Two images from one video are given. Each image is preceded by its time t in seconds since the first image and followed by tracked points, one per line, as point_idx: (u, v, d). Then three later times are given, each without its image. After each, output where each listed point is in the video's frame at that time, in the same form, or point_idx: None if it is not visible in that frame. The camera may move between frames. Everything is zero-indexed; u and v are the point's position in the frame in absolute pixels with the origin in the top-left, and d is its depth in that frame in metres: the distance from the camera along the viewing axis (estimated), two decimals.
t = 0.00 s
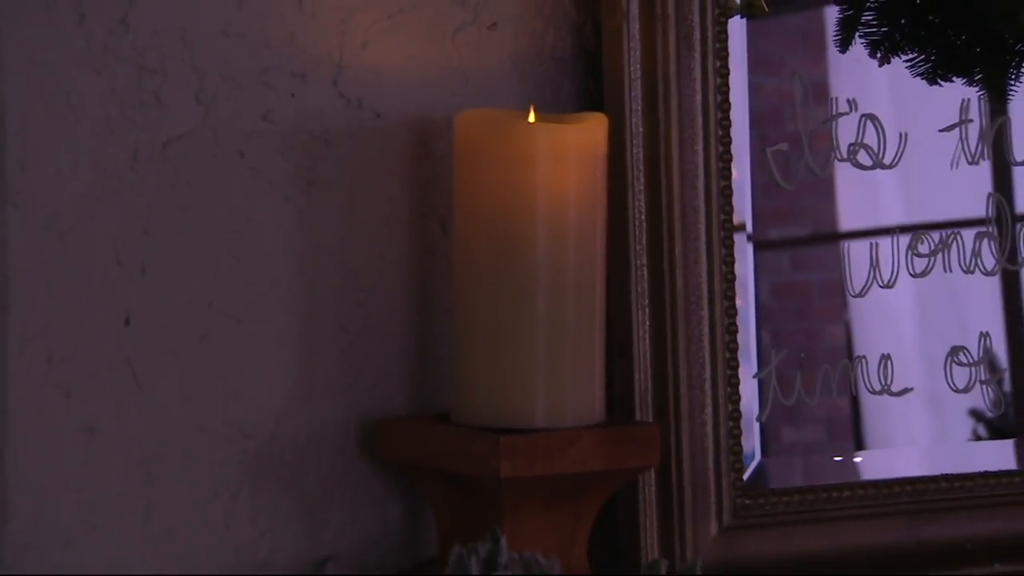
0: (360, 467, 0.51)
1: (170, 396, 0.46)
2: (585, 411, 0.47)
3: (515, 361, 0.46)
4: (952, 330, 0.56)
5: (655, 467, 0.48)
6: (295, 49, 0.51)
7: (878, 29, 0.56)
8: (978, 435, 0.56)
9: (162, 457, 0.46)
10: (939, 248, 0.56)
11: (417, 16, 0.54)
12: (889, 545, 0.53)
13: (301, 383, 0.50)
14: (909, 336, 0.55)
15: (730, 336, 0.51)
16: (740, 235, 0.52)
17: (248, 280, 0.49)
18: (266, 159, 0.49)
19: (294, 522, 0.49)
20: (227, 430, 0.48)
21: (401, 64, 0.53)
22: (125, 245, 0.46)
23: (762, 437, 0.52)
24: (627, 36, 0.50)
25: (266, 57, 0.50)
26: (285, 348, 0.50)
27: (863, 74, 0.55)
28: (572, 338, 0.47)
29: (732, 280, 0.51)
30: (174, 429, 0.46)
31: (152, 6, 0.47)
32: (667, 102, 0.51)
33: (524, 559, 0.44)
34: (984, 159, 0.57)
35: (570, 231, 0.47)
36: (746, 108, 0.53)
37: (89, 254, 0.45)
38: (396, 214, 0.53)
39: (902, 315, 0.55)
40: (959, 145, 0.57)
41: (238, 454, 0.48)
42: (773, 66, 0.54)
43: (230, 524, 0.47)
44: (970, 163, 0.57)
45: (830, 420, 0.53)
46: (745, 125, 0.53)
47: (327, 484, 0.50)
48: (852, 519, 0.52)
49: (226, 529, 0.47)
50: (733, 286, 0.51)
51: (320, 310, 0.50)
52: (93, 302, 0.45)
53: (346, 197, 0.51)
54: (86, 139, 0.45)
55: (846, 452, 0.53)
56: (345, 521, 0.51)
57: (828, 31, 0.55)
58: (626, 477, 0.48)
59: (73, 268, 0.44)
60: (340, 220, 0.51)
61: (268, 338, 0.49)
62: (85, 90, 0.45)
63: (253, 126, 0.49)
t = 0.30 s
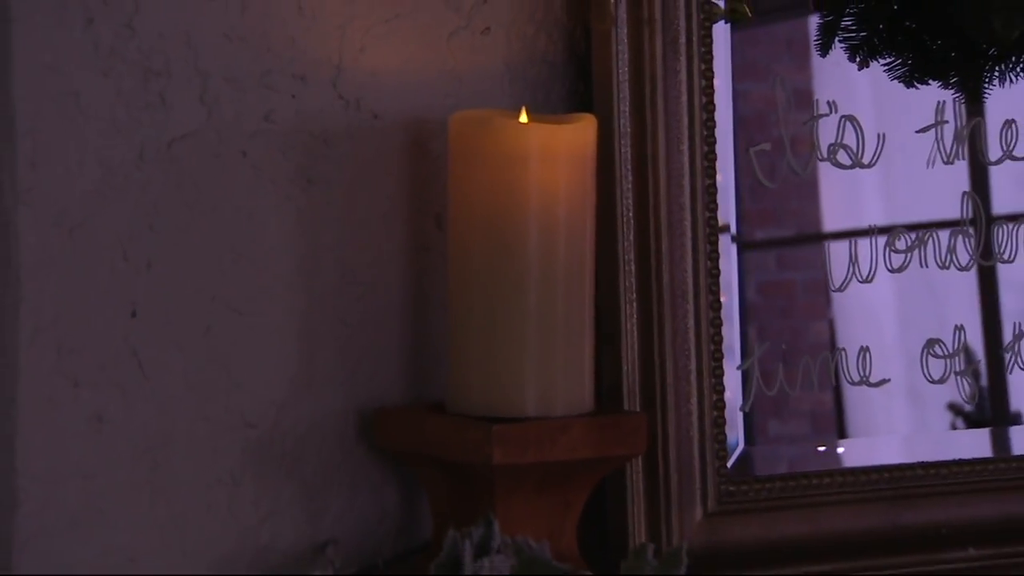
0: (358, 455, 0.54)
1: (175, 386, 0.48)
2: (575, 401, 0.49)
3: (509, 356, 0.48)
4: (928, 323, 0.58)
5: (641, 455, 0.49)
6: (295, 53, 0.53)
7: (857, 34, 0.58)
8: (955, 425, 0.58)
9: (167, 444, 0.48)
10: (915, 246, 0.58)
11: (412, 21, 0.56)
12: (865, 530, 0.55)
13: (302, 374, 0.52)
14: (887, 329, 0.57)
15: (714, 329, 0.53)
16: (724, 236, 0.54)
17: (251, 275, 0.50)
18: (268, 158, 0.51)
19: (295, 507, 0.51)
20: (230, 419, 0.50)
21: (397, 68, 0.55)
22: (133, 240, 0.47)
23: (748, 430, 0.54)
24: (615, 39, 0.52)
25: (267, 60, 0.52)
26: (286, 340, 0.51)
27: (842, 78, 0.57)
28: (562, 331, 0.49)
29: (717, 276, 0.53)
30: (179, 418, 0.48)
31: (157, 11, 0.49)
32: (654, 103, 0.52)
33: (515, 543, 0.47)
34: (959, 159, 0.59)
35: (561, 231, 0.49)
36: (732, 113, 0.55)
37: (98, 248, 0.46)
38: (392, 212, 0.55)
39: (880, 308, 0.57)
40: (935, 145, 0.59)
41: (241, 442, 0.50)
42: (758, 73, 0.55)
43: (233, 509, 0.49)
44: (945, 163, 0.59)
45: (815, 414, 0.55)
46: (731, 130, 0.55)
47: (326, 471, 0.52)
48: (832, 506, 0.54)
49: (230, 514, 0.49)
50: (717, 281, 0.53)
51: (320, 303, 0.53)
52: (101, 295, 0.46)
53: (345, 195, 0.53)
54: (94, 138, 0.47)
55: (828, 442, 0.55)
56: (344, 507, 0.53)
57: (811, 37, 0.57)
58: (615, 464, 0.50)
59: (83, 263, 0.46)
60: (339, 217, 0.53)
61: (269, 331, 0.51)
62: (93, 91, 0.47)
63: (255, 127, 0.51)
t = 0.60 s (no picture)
0: (357, 445, 0.56)
1: (180, 378, 0.50)
2: (566, 393, 0.51)
3: (504, 352, 0.50)
4: (906, 317, 0.60)
5: (630, 444, 0.51)
6: (296, 57, 0.55)
7: (838, 40, 0.60)
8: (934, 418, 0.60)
9: (173, 434, 0.49)
10: (893, 245, 0.60)
11: (409, 27, 0.58)
12: (846, 517, 0.56)
13: (303, 366, 0.54)
14: (867, 323, 0.59)
15: (700, 323, 0.55)
16: (710, 238, 0.56)
17: (253, 270, 0.52)
18: (270, 159, 0.53)
19: (297, 494, 0.53)
20: (234, 409, 0.51)
21: (394, 73, 0.57)
22: (140, 238, 0.49)
23: (734, 422, 0.56)
24: (605, 44, 0.54)
25: (270, 64, 0.54)
26: (287, 334, 0.53)
27: (822, 81, 0.59)
28: (554, 326, 0.51)
29: (702, 272, 0.55)
30: (184, 408, 0.50)
31: (164, 17, 0.51)
32: (643, 105, 0.54)
33: (509, 530, 0.50)
34: (936, 159, 0.61)
35: (554, 231, 0.51)
36: (720, 119, 0.57)
37: (107, 245, 0.48)
38: (389, 210, 0.57)
39: (859, 304, 0.59)
40: (912, 147, 0.61)
41: (244, 432, 0.52)
42: (745, 80, 0.57)
43: (237, 495, 0.51)
44: (922, 164, 0.61)
45: (800, 408, 0.58)
46: (718, 135, 0.57)
47: (326, 460, 0.54)
48: (813, 493, 0.56)
49: (233, 501, 0.51)
50: (702, 277, 0.55)
51: (321, 298, 0.55)
52: (110, 289, 0.48)
53: (345, 195, 0.55)
54: (103, 139, 0.48)
55: (812, 434, 0.57)
56: (343, 494, 0.55)
57: (794, 43, 0.59)
58: (605, 453, 0.52)
59: (92, 259, 0.48)
60: (338, 215, 0.55)
61: (270, 325, 0.53)
62: (102, 94, 0.49)
63: (258, 128, 0.53)
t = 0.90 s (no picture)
0: (357, 437, 0.57)
1: (186, 371, 0.52)
2: (558, 387, 0.53)
3: (499, 348, 0.52)
4: (886, 313, 0.62)
5: (619, 435, 0.53)
6: (298, 63, 0.57)
7: (820, 46, 0.62)
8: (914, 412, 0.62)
9: (179, 425, 0.51)
10: (872, 244, 0.62)
11: (407, 34, 0.60)
12: (827, 505, 0.59)
13: (304, 361, 0.56)
14: (848, 319, 0.61)
15: (687, 319, 0.57)
16: (695, 239, 0.58)
17: (256, 268, 0.54)
18: (273, 161, 0.55)
19: (297, 484, 0.55)
20: (238, 402, 0.53)
21: (392, 78, 0.59)
22: (147, 236, 0.51)
23: (722, 416, 0.58)
24: (595, 51, 0.56)
25: (272, 70, 0.56)
26: (289, 329, 0.55)
27: (803, 86, 0.61)
28: (546, 322, 0.53)
29: (689, 269, 0.57)
30: (190, 400, 0.52)
31: (171, 25, 0.53)
32: (632, 110, 0.56)
33: (503, 517, 0.52)
34: (914, 162, 0.63)
35: (546, 232, 0.53)
36: (708, 124, 0.59)
37: (116, 243, 0.50)
38: (388, 210, 0.59)
39: (840, 300, 0.61)
40: (891, 150, 0.63)
41: (248, 423, 0.54)
42: (733, 87, 0.59)
43: (241, 485, 0.53)
44: (899, 166, 0.63)
45: (786, 403, 0.60)
46: (706, 140, 0.59)
47: (327, 451, 0.56)
48: (796, 482, 0.58)
49: (237, 490, 0.53)
50: (689, 275, 0.57)
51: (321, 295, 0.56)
52: (119, 286, 0.50)
53: (345, 195, 0.57)
54: (112, 142, 0.51)
55: (797, 426, 0.60)
56: (343, 485, 0.57)
57: (777, 51, 0.61)
58: (595, 444, 0.54)
59: (101, 257, 0.50)
60: (338, 215, 0.57)
61: (273, 320, 0.55)
62: (111, 98, 0.51)
63: (261, 131, 0.55)
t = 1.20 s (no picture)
0: (355, 430, 0.60)
1: (191, 367, 0.54)
2: (549, 381, 0.55)
3: (493, 346, 0.54)
4: (867, 311, 0.64)
5: (608, 428, 0.55)
6: (299, 71, 0.59)
7: (801, 55, 0.64)
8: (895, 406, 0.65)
9: (184, 418, 0.54)
10: (850, 245, 0.64)
11: (403, 42, 0.62)
12: (809, 494, 0.61)
13: (304, 357, 0.58)
14: (830, 316, 0.63)
15: (673, 317, 0.59)
16: (682, 241, 0.60)
17: (258, 268, 0.56)
18: (275, 164, 0.57)
19: (298, 476, 0.57)
20: (240, 397, 0.55)
21: (388, 85, 0.61)
22: (154, 238, 0.53)
23: (709, 411, 0.60)
24: (584, 58, 0.58)
25: (273, 77, 0.58)
26: (290, 327, 0.57)
27: (785, 93, 0.63)
28: (537, 320, 0.55)
29: (674, 268, 0.59)
30: (194, 395, 0.54)
31: (176, 35, 0.55)
32: (620, 115, 0.58)
33: (496, 508, 0.54)
34: (891, 165, 0.65)
35: (537, 234, 0.55)
36: (696, 130, 0.61)
37: (124, 244, 0.52)
38: (385, 212, 0.61)
39: (821, 298, 0.63)
40: (869, 154, 0.65)
41: (251, 417, 0.56)
42: (720, 95, 0.62)
43: (243, 476, 0.55)
44: (877, 170, 0.65)
45: (772, 398, 0.62)
46: (693, 145, 0.61)
47: (327, 444, 0.58)
48: (780, 473, 0.61)
49: (240, 481, 0.55)
50: (675, 275, 0.59)
51: (321, 294, 0.59)
52: (126, 285, 0.52)
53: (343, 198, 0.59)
54: (120, 147, 0.53)
55: (783, 420, 0.62)
56: (342, 476, 0.59)
57: (760, 60, 0.63)
58: (585, 436, 0.56)
59: (109, 257, 0.52)
60: (337, 217, 0.59)
61: (274, 319, 0.57)
62: (119, 105, 0.53)
63: (263, 136, 0.57)
